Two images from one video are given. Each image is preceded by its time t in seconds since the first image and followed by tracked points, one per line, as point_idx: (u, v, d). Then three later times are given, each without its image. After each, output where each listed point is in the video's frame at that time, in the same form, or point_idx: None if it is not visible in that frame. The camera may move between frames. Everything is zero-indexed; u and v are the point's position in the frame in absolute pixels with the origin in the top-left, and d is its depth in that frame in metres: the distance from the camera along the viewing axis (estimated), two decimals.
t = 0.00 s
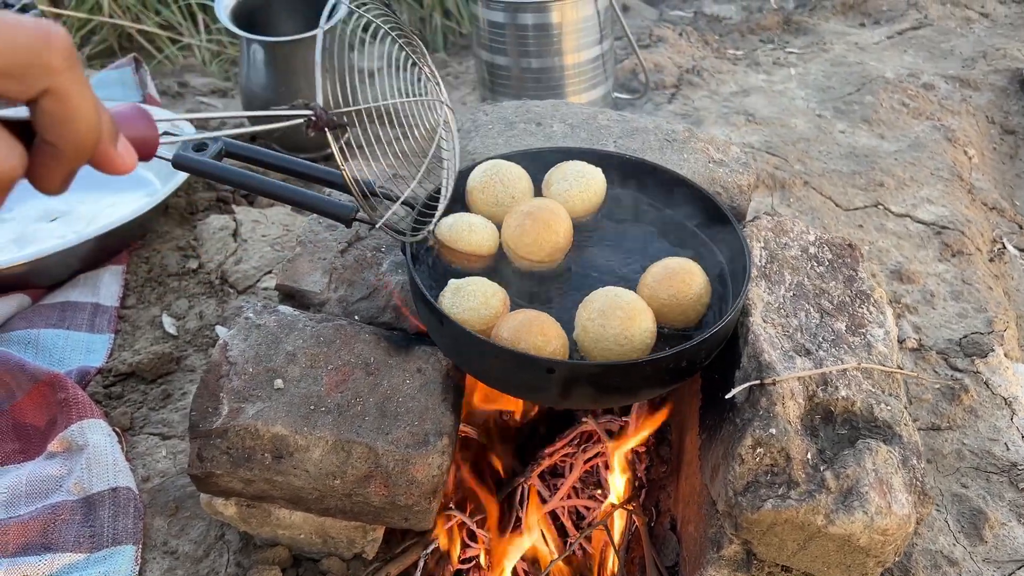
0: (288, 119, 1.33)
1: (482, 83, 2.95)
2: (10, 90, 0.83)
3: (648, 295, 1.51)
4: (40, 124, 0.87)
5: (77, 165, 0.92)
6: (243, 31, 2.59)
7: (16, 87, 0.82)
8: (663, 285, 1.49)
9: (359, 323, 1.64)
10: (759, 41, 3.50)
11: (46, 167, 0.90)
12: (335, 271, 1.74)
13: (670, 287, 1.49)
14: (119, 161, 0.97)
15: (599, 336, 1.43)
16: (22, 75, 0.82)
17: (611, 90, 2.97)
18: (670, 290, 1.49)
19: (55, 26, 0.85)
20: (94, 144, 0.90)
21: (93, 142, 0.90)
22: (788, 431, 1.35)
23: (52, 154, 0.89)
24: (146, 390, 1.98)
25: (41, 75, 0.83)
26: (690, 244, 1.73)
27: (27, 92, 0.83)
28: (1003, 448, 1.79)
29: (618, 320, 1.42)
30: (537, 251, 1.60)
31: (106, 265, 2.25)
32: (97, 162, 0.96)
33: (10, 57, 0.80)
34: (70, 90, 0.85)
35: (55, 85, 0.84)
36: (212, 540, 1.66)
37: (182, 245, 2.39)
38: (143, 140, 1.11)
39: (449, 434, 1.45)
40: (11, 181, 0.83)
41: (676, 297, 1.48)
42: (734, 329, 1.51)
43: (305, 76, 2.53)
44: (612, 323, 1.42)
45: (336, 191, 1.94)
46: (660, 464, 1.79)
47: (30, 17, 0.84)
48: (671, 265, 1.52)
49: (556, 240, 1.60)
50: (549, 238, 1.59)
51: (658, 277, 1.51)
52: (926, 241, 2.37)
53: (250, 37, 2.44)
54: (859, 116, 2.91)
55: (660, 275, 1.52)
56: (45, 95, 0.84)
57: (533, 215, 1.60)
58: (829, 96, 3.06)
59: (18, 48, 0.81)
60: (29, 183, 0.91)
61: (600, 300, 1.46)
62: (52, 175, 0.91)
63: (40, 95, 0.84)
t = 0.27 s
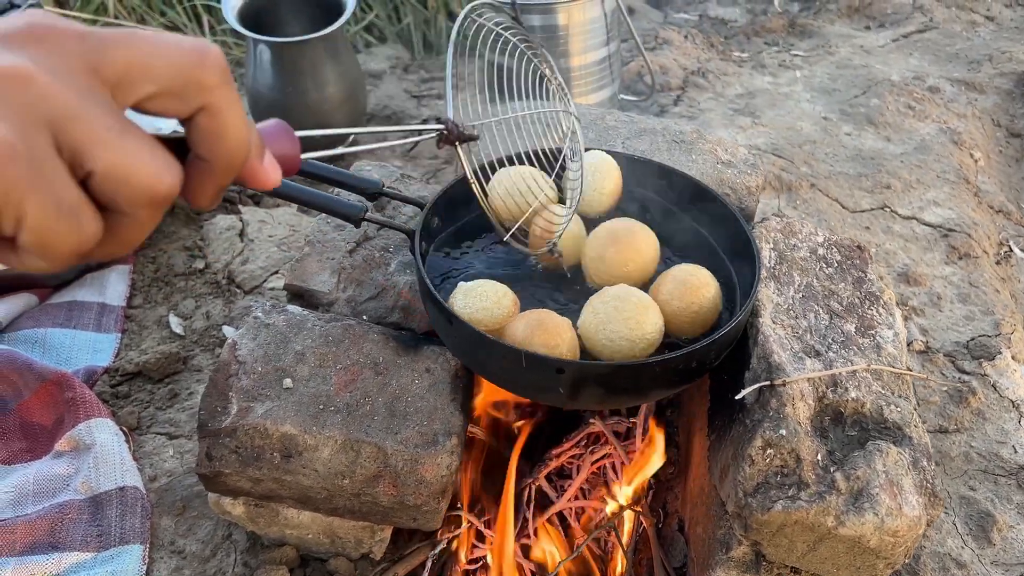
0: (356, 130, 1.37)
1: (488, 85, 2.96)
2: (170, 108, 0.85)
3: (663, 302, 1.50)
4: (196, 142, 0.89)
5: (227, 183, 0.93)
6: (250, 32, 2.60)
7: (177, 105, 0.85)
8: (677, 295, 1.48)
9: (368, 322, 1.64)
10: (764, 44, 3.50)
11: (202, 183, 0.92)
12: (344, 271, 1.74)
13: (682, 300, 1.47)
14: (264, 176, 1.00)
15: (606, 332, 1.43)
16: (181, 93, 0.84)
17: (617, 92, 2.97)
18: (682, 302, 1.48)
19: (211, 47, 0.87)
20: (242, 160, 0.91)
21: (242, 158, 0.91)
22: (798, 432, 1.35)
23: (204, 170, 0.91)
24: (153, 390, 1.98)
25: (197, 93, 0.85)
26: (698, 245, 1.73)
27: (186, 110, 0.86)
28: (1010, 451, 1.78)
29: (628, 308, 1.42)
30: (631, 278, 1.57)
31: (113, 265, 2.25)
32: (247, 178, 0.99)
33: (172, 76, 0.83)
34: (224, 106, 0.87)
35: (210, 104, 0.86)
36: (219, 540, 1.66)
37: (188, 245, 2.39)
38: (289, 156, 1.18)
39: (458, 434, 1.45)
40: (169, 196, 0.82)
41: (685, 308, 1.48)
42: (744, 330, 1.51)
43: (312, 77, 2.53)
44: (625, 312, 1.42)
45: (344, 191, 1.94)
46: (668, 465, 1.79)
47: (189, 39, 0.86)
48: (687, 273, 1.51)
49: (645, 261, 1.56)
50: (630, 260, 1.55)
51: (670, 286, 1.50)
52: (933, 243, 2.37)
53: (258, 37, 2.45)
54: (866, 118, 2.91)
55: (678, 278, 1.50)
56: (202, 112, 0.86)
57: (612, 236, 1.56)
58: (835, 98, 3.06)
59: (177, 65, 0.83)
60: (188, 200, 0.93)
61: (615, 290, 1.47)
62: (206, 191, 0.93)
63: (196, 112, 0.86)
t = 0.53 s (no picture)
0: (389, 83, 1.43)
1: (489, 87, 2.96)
2: (242, 55, 0.91)
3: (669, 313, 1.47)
4: (264, 85, 0.95)
5: (291, 123, 1.00)
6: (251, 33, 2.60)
7: (248, 52, 0.91)
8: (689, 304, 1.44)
9: (367, 323, 1.64)
10: (766, 46, 3.50)
11: (269, 125, 0.99)
12: (343, 271, 1.74)
13: (692, 309, 1.43)
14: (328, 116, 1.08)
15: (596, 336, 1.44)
16: (252, 41, 0.90)
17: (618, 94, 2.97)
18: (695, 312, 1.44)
19: None
20: (305, 101, 0.98)
21: (305, 99, 0.98)
22: (797, 434, 1.34)
23: (271, 112, 0.98)
24: (152, 390, 1.98)
25: (267, 40, 0.90)
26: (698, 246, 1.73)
27: (256, 57, 0.92)
28: (1011, 455, 1.78)
29: (624, 313, 1.43)
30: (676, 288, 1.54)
31: (113, 265, 2.24)
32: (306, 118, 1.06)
33: (243, 24, 0.88)
34: (291, 51, 0.93)
35: (277, 50, 0.92)
36: (217, 540, 1.66)
37: (189, 245, 2.39)
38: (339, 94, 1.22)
39: (457, 435, 1.45)
40: (244, 138, 0.88)
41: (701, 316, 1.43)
42: (743, 332, 1.50)
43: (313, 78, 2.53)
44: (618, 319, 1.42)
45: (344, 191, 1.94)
46: (667, 467, 1.79)
47: None
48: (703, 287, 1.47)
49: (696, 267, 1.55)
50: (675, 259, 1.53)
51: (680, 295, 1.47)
52: (933, 246, 2.36)
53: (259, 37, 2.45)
54: (867, 121, 2.91)
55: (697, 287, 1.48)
56: (270, 58, 0.92)
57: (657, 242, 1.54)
58: (836, 101, 3.06)
59: (246, 12, 0.88)
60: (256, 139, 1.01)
61: (615, 299, 1.48)
62: (273, 131, 1.00)
63: (264, 58, 0.92)
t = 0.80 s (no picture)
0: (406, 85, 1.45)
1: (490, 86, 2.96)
2: (292, 50, 0.99)
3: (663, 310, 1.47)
4: (313, 78, 1.04)
5: (338, 115, 1.08)
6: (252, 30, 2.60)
7: (297, 45, 0.99)
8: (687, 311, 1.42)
9: (366, 320, 1.63)
10: (768, 46, 3.50)
11: (319, 117, 1.08)
12: (343, 268, 1.73)
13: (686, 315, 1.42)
14: (364, 113, 1.17)
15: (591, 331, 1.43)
16: (300, 35, 0.98)
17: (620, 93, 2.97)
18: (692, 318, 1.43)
19: None
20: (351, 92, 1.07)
21: (349, 90, 1.06)
22: (798, 432, 1.34)
23: (322, 105, 1.07)
24: (152, 387, 1.98)
25: (315, 32, 0.99)
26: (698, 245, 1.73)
27: (305, 49, 1.00)
28: (1012, 455, 1.77)
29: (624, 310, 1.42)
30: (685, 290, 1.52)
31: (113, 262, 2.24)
32: (348, 115, 1.15)
33: (293, 18, 0.96)
34: (335, 42, 1.01)
35: (324, 41, 1.00)
36: (215, 537, 1.66)
37: (189, 242, 2.39)
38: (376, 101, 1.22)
39: (456, 432, 1.44)
40: (302, 120, 0.94)
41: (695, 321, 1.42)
42: (744, 330, 1.50)
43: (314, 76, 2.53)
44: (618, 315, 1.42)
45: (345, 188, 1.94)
46: (667, 466, 1.78)
47: None
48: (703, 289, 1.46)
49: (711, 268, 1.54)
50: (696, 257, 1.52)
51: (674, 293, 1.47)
52: (935, 247, 2.36)
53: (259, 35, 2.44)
54: (869, 121, 2.90)
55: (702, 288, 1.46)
56: (319, 49, 1.01)
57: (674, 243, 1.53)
58: (838, 101, 3.05)
59: (295, 7, 0.96)
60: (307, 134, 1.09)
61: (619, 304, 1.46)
62: (322, 123, 1.09)
63: (313, 49, 1.01)
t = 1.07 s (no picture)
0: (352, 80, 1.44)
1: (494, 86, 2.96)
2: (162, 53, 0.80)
3: (661, 310, 1.47)
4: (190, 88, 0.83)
5: (227, 131, 0.88)
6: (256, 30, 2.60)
7: (167, 48, 0.80)
8: (685, 318, 1.42)
9: (370, 320, 1.63)
10: (771, 47, 3.49)
11: (202, 135, 0.86)
12: (347, 268, 1.73)
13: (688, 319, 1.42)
14: (262, 123, 0.97)
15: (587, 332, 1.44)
16: (170, 33, 0.79)
17: (623, 94, 2.97)
18: (687, 325, 1.42)
19: None
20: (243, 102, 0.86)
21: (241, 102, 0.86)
22: (803, 434, 1.33)
23: (206, 120, 0.85)
24: (154, 386, 1.98)
25: (187, 32, 0.80)
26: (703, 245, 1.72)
27: (178, 53, 0.80)
28: (1017, 457, 1.76)
29: (627, 315, 1.42)
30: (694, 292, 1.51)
31: (116, 261, 2.24)
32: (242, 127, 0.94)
33: (156, 15, 0.77)
34: (216, 42, 0.82)
35: (202, 43, 0.81)
36: (218, 537, 1.65)
37: (192, 242, 2.38)
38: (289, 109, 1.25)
39: (460, 432, 1.44)
40: (172, 141, 0.74)
41: (690, 331, 1.42)
42: (749, 331, 1.49)
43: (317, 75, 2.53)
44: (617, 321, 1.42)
45: (348, 187, 1.93)
46: (670, 467, 1.78)
47: None
48: (709, 296, 1.45)
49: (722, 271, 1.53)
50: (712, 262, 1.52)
51: (673, 296, 1.47)
52: (939, 248, 2.35)
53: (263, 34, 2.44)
54: (873, 122, 2.90)
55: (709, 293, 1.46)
56: (196, 53, 0.81)
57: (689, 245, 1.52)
58: (842, 102, 3.05)
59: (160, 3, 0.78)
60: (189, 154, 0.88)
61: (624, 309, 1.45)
62: (208, 141, 0.87)
63: (189, 54, 0.81)
